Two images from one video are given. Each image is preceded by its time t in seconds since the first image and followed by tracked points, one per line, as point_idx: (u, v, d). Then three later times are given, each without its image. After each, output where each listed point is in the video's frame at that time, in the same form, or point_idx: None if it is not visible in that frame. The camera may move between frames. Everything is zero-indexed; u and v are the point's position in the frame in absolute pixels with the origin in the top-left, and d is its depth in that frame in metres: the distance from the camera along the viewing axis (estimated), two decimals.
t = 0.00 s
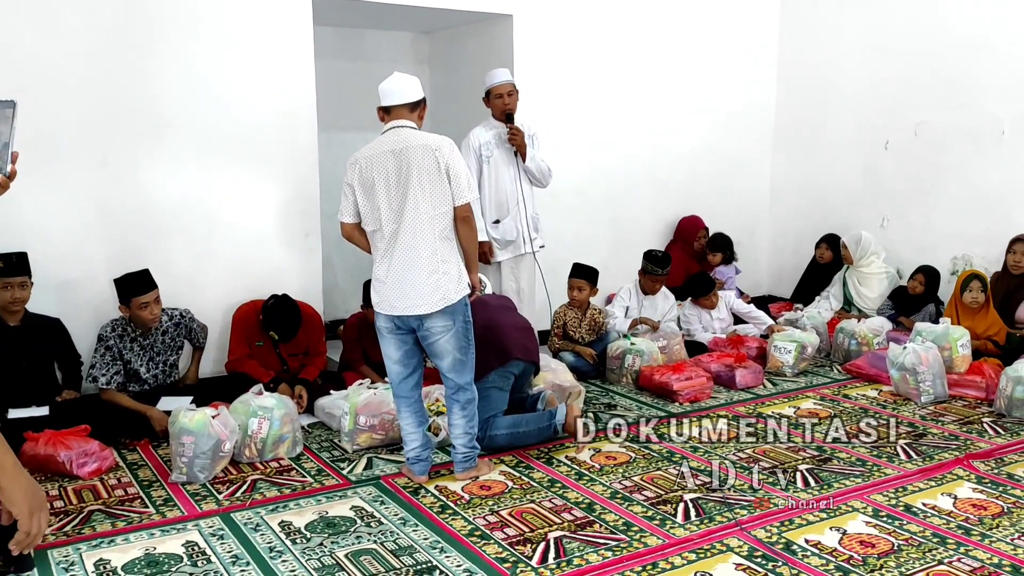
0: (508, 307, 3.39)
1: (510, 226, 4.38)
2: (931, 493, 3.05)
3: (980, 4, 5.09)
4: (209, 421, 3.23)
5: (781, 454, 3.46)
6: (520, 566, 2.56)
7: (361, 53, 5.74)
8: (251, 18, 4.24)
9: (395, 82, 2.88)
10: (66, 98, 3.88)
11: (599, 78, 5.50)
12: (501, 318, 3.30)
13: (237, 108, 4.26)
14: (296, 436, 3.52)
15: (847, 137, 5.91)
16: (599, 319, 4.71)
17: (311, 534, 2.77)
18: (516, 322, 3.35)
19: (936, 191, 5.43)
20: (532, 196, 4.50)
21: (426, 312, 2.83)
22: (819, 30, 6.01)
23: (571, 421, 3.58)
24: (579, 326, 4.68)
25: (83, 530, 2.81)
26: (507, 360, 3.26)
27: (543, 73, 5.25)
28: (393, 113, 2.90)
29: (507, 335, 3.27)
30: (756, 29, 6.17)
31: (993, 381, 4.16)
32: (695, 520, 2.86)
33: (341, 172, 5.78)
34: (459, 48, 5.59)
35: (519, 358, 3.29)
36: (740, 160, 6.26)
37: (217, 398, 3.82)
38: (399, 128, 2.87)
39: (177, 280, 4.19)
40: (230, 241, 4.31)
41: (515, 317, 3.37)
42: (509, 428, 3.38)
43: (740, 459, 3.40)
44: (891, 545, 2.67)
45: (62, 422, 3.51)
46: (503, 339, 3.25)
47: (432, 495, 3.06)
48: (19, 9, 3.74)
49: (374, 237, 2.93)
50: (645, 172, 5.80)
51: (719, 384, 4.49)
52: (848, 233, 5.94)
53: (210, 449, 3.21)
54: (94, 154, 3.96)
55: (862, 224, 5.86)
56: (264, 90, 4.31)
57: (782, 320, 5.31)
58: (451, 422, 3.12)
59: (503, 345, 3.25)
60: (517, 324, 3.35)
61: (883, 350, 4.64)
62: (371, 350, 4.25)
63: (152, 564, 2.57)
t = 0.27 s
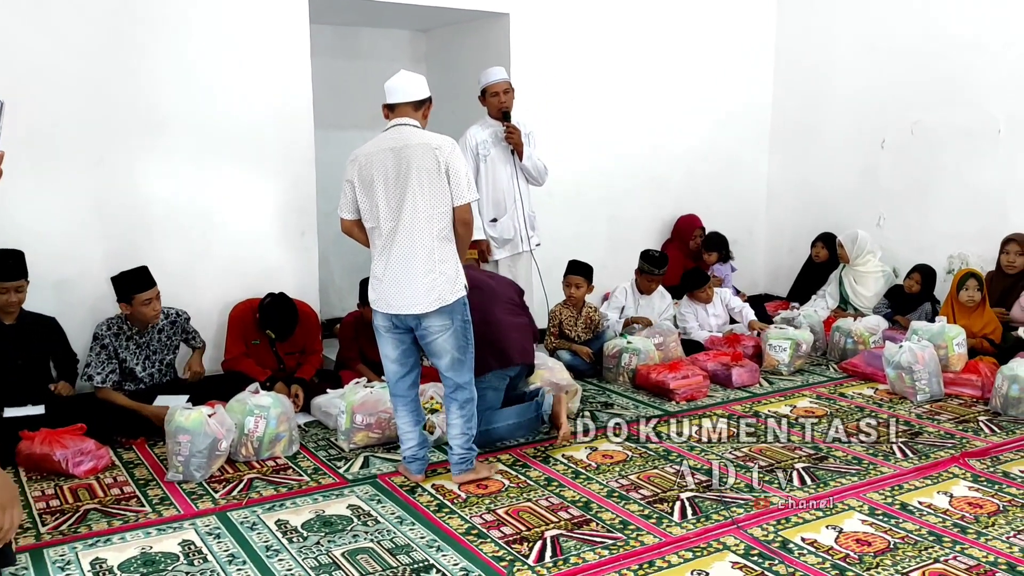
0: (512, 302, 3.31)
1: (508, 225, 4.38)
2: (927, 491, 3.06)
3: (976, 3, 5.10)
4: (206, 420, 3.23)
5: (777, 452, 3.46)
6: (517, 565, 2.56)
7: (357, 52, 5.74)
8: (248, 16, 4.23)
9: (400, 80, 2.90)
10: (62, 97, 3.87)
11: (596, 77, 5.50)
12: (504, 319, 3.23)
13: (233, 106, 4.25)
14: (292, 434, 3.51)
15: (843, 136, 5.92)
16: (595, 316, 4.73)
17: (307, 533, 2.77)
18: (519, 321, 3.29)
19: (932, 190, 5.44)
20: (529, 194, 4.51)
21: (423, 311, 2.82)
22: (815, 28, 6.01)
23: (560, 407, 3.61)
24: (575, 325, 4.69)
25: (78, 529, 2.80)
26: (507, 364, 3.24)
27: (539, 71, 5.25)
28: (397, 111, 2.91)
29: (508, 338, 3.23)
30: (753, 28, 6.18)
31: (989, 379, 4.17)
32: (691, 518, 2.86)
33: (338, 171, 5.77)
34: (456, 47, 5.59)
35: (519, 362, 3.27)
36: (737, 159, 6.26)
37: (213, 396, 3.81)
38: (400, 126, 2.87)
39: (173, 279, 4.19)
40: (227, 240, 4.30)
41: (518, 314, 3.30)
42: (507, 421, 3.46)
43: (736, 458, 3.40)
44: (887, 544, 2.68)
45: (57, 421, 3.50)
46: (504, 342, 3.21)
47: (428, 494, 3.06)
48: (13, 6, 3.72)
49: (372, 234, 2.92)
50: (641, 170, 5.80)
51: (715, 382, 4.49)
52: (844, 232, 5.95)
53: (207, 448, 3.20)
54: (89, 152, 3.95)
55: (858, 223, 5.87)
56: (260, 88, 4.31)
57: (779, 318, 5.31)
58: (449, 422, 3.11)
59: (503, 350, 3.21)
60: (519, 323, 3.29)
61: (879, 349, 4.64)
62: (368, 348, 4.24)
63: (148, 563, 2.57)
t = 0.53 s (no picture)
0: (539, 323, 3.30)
1: (506, 223, 4.40)
2: (923, 489, 3.07)
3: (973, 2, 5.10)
4: (202, 419, 3.23)
5: (774, 451, 3.46)
6: (514, 564, 2.56)
7: (354, 50, 5.73)
8: (245, 15, 4.23)
9: (416, 78, 2.90)
10: (58, 95, 3.85)
11: (593, 76, 5.50)
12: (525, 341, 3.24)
13: (230, 105, 4.24)
14: (289, 434, 3.51)
15: (839, 136, 5.93)
16: (592, 314, 4.74)
17: (304, 532, 2.77)
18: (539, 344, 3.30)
19: (928, 189, 5.45)
20: (528, 194, 4.51)
21: (424, 313, 2.82)
22: (812, 27, 6.02)
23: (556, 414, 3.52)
24: (571, 323, 4.68)
25: (74, 528, 2.80)
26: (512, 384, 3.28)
27: (537, 70, 5.25)
28: (410, 108, 2.91)
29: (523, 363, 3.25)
30: (750, 27, 6.18)
31: (985, 378, 4.17)
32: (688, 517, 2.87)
33: (335, 169, 5.77)
34: (453, 46, 5.59)
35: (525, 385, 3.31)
36: (733, 157, 6.26)
37: (209, 397, 3.82)
38: (411, 125, 2.85)
39: (169, 277, 4.18)
40: (223, 238, 4.30)
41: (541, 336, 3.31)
42: (504, 426, 3.45)
43: (733, 457, 3.40)
44: (883, 542, 2.68)
45: (53, 421, 3.49)
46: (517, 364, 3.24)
47: (425, 493, 3.06)
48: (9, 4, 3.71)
49: (377, 231, 2.92)
50: (639, 169, 5.81)
51: (712, 381, 4.50)
52: (840, 231, 5.96)
53: (203, 447, 3.20)
54: (86, 150, 3.94)
55: (855, 222, 5.88)
56: (257, 86, 4.30)
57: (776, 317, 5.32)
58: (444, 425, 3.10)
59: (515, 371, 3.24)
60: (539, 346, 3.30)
61: (875, 348, 4.65)
62: (365, 347, 4.25)
63: (144, 562, 2.57)
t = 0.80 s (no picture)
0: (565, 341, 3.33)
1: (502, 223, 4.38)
2: (917, 491, 3.07)
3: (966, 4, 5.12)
4: (196, 421, 3.22)
5: (769, 452, 3.47)
6: (509, 566, 2.56)
7: (349, 52, 5.73)
8: (240, 16, 4.22)
9: (432, 76, 2.87)
10: (52, 96, 3.84)
11: (587, 77, 5.51)
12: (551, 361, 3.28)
13: (224, 106, 4.23)
14: (283, 436, 3.50)
15: (833, 137, 5.94)
16: (586, 316, 4.73)
17: (298, 534, 2.76)
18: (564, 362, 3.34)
19: (921, 191, 5.46)
20: (525, 194, 4.46)
21: (429, 316, 2.82)
22: (806, 29, 6.03)
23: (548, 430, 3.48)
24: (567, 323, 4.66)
25: (68, 531, 2.79)
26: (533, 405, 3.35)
27: (531, 72, 5.25)
28: (423, 108, 2.89)
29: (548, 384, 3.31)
30: (744, 29, 6.19)
31: (978, 379, 4.20)
32: (683, 518, 2.87)
33: (329, 171, 5.77)
34: (447, 47, 5.59)
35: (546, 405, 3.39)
36: (728, 159, 6.27)
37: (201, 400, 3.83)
38: (422, 126, 2.84)
39: (163, 279, 4.17)
40: (218, 240, 4.29)
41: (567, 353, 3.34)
42: (501, 433, 3.44)
43: (728, 458, 3.41)
44: (877, 543, 2.69)
45: (46, 423, 3.50)
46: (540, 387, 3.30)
47: (420, 495, 3.06)
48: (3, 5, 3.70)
49: (387, 231, 2.93)
50: (633, 171, 5.81)
51: (707, 383, 4.51)
52: (834, 232, 5.97)
53: (197, 449, 3.19)
54: (80, 151, 3.93)
55: (848, 223, 5.89)
56: (251, 87, 4.29)
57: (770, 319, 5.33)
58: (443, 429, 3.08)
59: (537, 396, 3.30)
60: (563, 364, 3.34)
61: (869, 349, 4.66)
62: (358, 349, 4.26)
63: (138, 565, 2.56)
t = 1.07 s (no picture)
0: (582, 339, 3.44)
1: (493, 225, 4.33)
2: (909, 493, 3.08)
3: (956, 8, 5.14)
4: (187, 425, 3.21)
5: (760, 455, 3.47)
6: (501, 570, 2.55)
7: (341, 55, 5.73)
8: (231, 19, 4.22)
9: (441, 79, 2.84)
10: (41, 99, 3.83)
11: (579, 81, 5.52)
12: (569, 361, 3.38)
13: (215, 109, 4.22)
14: (275, 440, 3.49)
15: (824, 141, 5.96)
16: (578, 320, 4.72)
17: (290, 539, 2.75)
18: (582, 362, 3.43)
19: (912, 195, 5.48)
20: (519, 199, 4.43)
21: (425, 322, 2.82)
22: (797, 33, 6.05)
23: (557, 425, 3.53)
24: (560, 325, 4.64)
25: (58, 536, 2.77)
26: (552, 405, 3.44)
27: (523, 75, 5.26)
28: (431, 112, 2.88)
29: (566, 385, 3.41)
30: (735, 33, 6.21)
31: (969, 383, 4.21)
32: (675, 522, 2.87)
33: (321, 174, 5.76)
34: (439, 51, 5.59)
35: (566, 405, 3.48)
36: (719, 162, 6.29)
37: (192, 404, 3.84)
38: (426, 131, 2.84)
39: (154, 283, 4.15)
40: (210, 244, 4.28)
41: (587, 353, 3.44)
42: (511, 423, 3.56)
43: (720, 462, 3.41)
44: (869, 546, 2.69)
45: (37, 428, 3.49)
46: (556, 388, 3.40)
47: (412, 499, 3.05)
48: None
49: (391, 235, 2.95)
50: (625, 174, 5.82)
51: (699, 386, 4.51)
52: (826, 236, 5.99)
53: (188, 454, 3.18)
54: (70, 154, 3.91)
55: (839, 227, 5.91)
56: (243, 90, 4.28)
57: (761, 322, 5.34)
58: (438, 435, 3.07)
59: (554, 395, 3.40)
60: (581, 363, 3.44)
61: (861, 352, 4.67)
62: (350, 352, 4.26)
63: (128, 570, 2.55)
